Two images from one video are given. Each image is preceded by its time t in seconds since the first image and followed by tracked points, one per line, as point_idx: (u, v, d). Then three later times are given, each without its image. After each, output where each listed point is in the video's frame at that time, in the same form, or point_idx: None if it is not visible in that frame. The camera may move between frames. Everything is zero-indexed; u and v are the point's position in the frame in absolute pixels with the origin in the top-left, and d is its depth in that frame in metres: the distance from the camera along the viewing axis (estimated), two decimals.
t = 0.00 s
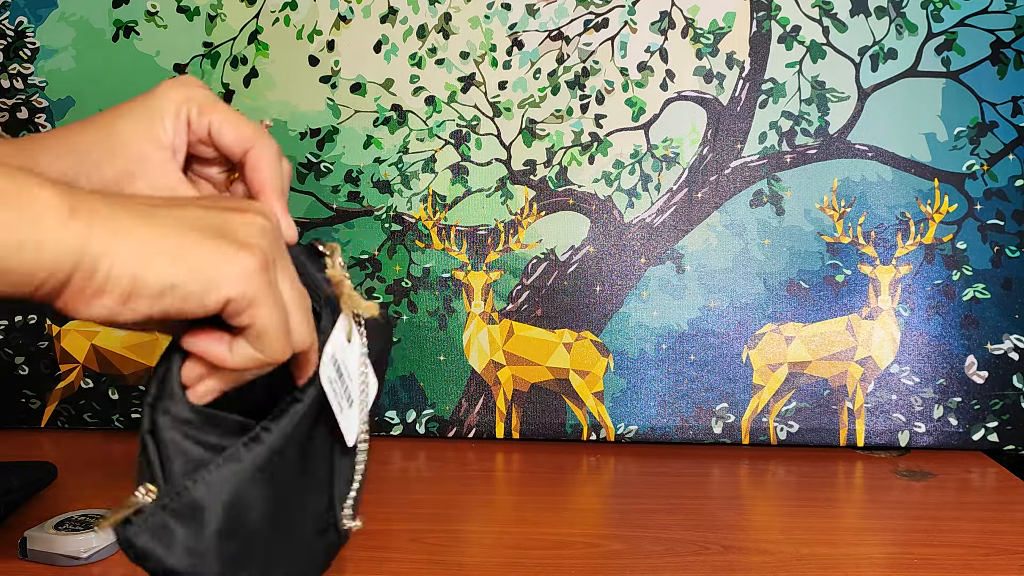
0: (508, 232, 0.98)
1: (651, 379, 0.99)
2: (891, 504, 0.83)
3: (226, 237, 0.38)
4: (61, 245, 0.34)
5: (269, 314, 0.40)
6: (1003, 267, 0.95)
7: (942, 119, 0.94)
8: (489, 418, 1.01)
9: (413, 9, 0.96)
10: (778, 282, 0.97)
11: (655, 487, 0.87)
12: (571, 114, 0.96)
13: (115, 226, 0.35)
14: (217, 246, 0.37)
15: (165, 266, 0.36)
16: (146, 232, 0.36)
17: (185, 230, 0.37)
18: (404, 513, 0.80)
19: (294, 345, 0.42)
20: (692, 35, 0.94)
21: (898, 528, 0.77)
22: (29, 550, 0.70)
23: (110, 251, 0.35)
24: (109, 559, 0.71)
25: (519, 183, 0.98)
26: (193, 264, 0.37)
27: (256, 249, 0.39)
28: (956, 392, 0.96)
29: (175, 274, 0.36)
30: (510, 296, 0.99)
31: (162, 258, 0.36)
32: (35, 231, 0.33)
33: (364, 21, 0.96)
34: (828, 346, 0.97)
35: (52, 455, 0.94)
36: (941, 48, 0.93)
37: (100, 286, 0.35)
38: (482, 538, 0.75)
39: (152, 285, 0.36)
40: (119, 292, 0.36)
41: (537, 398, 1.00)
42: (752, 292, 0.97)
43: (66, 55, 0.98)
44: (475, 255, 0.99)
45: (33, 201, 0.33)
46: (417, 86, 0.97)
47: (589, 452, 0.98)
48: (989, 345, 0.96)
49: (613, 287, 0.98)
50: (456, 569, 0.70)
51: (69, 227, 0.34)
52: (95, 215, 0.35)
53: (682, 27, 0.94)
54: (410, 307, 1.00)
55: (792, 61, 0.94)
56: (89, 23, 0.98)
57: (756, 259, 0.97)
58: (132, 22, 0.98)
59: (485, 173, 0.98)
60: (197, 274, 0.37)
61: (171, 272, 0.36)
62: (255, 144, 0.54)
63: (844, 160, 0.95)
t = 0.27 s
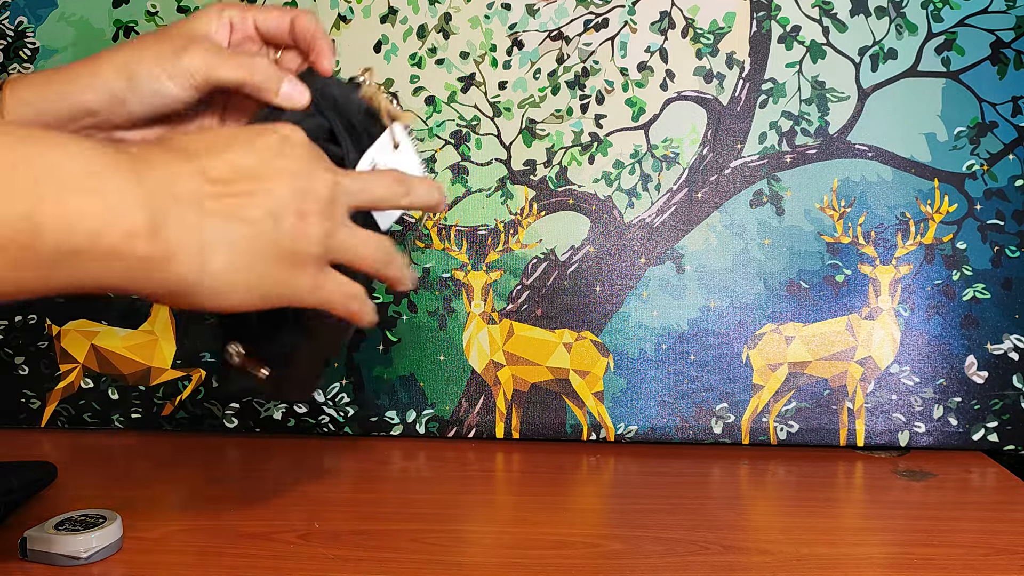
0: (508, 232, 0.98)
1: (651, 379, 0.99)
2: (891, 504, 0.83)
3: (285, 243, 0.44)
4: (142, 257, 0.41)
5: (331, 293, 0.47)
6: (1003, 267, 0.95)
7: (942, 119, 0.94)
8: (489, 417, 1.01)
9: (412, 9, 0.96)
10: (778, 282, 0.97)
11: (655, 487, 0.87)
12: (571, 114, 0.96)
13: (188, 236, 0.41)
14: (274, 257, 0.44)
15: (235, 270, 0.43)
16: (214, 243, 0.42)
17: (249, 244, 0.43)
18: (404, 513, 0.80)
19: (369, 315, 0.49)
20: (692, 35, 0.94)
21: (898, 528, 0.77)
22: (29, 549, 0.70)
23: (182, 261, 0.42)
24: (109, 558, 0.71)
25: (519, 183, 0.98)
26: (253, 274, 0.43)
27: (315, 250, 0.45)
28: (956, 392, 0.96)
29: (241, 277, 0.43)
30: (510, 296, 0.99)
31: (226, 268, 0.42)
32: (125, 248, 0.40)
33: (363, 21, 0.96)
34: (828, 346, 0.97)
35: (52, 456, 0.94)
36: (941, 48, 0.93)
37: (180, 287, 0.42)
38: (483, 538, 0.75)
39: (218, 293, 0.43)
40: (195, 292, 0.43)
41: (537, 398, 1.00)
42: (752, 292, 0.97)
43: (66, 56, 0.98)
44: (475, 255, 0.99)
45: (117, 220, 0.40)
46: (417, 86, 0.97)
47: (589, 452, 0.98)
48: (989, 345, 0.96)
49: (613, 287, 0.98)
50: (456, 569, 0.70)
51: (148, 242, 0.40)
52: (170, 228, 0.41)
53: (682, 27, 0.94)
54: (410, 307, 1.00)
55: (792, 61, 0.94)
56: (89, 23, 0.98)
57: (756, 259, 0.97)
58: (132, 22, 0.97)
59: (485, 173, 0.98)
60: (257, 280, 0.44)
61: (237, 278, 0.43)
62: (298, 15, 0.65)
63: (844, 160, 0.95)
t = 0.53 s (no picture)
0: (508, 232, 0.98)
1: (651, 378, 0.99)
2: (891, 504, 0.83)
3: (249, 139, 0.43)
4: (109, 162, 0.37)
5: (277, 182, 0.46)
6: (1003, 267, 0.95)
7: (942, 119, 0.94)
8: (489, 417, 1.01)
9: (413, 9, 0.96)
10: (778, 282, 0.97)
11: (655, 487, 0.87)
12: (571, 114, 0.96)
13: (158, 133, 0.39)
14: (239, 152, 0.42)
15: (209, 178, 0.41)
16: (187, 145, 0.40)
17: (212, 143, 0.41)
18: (404, 513, 0.80)
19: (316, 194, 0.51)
20: (692, 35, 0.94)
21: (898, 528, 0.77)
22: (29, 549, 0.70)
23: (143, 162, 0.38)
24: (109, 558, 0.71)
25: (519, 183, 0.98)
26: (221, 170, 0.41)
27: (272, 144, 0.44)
28: (956, 393, 0.96)
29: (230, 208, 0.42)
30: (510, 296, 0.99)
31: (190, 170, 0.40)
32: (85, 162, 0.37)
33: (363, 21, 0.96)
34: (828, 346, 0.97)
35: (52, 456, 0.94)
36: (941, 48, 0.93)
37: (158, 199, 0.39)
38: (483, 538, 0.75)
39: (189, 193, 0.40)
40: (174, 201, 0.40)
41: (537, 398, 1.00)
42: (752, 291, 0.97)
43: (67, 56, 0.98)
44: (475, 255, 0.99)
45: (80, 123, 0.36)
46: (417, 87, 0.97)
47: (589, 452, 0.98)
48: (989, 345, 0.96)
49: (613, 287, 0.98)
50: (456, 569, 0.70)
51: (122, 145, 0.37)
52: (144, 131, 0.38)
53: (682, 27, 0.94)
54: (410, 307, 1.00)
55: (792, 61, 0.94)
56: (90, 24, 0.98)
57: (756, 259, 0.97)
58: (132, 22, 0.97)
59: (485, 173, 0.98)
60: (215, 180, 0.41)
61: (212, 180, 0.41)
62: None
63: (844, 160, 0.95)
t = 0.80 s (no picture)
0: (508, 232, 0.98)
1: (651, 378, 0.99)
2: (891, 504, 0.83)
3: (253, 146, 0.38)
4: (99, 131, 0.33)
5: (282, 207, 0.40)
6: (1003, 267, 0.95)
7: (942, 119, 0.94)
8: (489, 417, 1.01)
9: (413, 9, 0.96)
10: (778, 282, 0.97)
11: (655, 487, 0.87)
12: (571, 114, 0.96)
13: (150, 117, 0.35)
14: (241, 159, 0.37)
15: (203, 165, 0.36)
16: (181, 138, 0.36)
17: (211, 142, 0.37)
18: (404, 513, 0.80)
19: (319, 238, 0.42)
20: (692, 35, 0.94)
21: (898, 528, 0.77)
22: (29, 549, 0.70)
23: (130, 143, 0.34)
24: (109, 558, 0.71)
25: (519, 183, 0.98)
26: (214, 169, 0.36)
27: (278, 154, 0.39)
28: (956, 393, 0.96)
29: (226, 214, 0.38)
30: (510, 296, 0.99)
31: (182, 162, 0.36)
32: (75, 119, 0.33)
33: (363, 21, 0.96)
34: (828, 346, 0.97)
35: (52, 455, 0.94)
36: (941, 49, 0.93)
37: (149, 179, 0.35)
38: (483, 538, 0.75)
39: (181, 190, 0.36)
40: (167, 187, 0.36)
41: (537, 398, 1.00)
42: (752, 292, 0.97)
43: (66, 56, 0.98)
44: (475, 255, 0.99)
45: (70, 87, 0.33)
46: (417, 86, 0.97)
47: (589, 452, 0.98)
48: (989, 345, 0.96)
49: (613, 287, 0.98)
50: (456, 569, 0.70)
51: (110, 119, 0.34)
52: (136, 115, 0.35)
53: (682, 27, 0.94)
54: (410, 307, 1.00)
55: (792, 61, 0.94)
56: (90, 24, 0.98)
57: (756, 259, 0.97)
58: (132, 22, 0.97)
59: (485, 173, 0.98)
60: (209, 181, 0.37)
61: (208, 177, 0.36)
62: None
63: (844, 160, 0.95)
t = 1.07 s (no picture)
0: (508, 232, 0.98)
1: (651, 379, 0.99)
2: (891, 504, 0.83)
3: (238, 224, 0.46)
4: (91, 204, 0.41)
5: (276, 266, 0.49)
6: (1003, 267, 0.95)
7: (942, 119, 0.94)
8: (489, 417, 1.01)
9: (412, 9, 0.96)
10: (778, 282, 0.97)
11: (655, 488, 0.87)
12: (571, 114, 0.96)
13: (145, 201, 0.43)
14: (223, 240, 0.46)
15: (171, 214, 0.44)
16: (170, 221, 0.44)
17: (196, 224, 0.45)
18: (404, 513, 0.80)
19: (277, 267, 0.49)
20: (692, 35, 0.94)
21: (898, 528, 0.77)
22: (29, 549, 0.70)
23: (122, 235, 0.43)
24: (109, 558, 0.71)
25: (519, 183, 0.98)
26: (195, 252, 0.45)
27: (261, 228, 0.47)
28: (956, 393, 0.96)
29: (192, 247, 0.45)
30: (510, 296, 0.99)
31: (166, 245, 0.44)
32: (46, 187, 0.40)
33: (363, 21, 0.96)
34: (828, 346, 0.97)
35: (52, 455, 0.94)
36: (941, 49, 0.93)
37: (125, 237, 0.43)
38: (483, 539, 0.75)
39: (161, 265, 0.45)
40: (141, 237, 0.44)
41: (537, 398, 1.00)
42: (752, 291, 0.97)
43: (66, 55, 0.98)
44: (475, 255, 0.99)
45: (70, 183, 0.41)
46: (417, 86, 0.97)
47: (589, 452, 0.98)
48: (989, 345, 0.96)
49: (613, 287, 0.98)
50: (456, 569, 0.70)
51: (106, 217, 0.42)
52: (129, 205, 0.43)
53: (682, 27, 0.94)
54: (410, 307, 1.00)
55: (792, 61, 0.94)
56: (89, 23, 0.98)
57: (756, 259, 0.97)
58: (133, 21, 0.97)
59: (485, 173, 0.98)
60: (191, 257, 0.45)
61: (190, 258, 0.45)
62: None
63: (844, 160, 0.95)
